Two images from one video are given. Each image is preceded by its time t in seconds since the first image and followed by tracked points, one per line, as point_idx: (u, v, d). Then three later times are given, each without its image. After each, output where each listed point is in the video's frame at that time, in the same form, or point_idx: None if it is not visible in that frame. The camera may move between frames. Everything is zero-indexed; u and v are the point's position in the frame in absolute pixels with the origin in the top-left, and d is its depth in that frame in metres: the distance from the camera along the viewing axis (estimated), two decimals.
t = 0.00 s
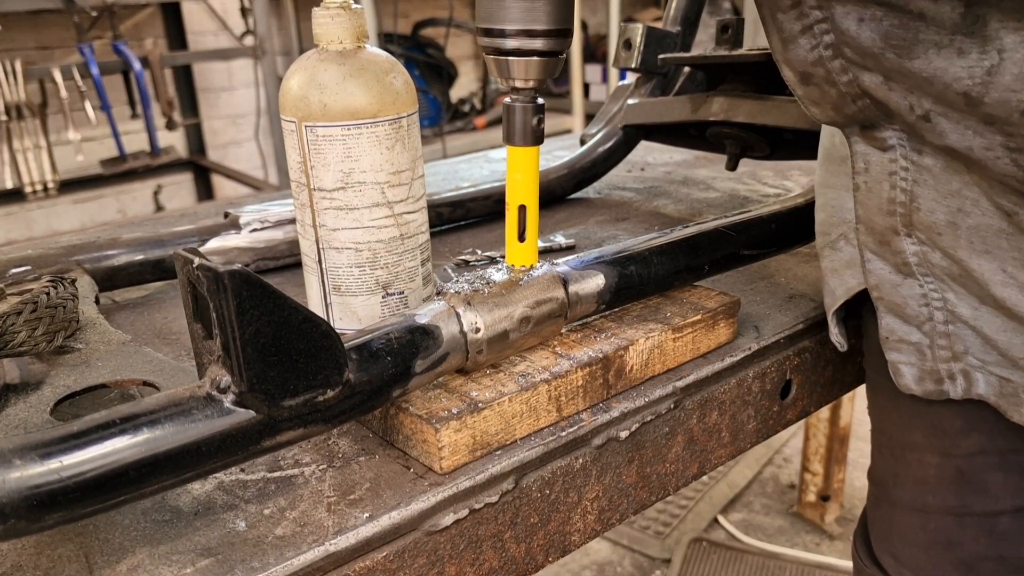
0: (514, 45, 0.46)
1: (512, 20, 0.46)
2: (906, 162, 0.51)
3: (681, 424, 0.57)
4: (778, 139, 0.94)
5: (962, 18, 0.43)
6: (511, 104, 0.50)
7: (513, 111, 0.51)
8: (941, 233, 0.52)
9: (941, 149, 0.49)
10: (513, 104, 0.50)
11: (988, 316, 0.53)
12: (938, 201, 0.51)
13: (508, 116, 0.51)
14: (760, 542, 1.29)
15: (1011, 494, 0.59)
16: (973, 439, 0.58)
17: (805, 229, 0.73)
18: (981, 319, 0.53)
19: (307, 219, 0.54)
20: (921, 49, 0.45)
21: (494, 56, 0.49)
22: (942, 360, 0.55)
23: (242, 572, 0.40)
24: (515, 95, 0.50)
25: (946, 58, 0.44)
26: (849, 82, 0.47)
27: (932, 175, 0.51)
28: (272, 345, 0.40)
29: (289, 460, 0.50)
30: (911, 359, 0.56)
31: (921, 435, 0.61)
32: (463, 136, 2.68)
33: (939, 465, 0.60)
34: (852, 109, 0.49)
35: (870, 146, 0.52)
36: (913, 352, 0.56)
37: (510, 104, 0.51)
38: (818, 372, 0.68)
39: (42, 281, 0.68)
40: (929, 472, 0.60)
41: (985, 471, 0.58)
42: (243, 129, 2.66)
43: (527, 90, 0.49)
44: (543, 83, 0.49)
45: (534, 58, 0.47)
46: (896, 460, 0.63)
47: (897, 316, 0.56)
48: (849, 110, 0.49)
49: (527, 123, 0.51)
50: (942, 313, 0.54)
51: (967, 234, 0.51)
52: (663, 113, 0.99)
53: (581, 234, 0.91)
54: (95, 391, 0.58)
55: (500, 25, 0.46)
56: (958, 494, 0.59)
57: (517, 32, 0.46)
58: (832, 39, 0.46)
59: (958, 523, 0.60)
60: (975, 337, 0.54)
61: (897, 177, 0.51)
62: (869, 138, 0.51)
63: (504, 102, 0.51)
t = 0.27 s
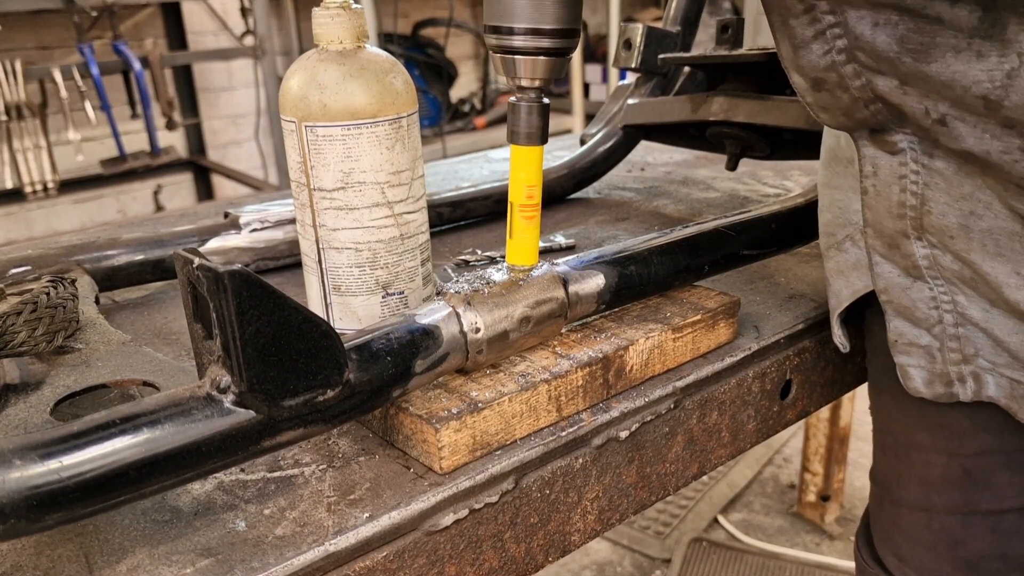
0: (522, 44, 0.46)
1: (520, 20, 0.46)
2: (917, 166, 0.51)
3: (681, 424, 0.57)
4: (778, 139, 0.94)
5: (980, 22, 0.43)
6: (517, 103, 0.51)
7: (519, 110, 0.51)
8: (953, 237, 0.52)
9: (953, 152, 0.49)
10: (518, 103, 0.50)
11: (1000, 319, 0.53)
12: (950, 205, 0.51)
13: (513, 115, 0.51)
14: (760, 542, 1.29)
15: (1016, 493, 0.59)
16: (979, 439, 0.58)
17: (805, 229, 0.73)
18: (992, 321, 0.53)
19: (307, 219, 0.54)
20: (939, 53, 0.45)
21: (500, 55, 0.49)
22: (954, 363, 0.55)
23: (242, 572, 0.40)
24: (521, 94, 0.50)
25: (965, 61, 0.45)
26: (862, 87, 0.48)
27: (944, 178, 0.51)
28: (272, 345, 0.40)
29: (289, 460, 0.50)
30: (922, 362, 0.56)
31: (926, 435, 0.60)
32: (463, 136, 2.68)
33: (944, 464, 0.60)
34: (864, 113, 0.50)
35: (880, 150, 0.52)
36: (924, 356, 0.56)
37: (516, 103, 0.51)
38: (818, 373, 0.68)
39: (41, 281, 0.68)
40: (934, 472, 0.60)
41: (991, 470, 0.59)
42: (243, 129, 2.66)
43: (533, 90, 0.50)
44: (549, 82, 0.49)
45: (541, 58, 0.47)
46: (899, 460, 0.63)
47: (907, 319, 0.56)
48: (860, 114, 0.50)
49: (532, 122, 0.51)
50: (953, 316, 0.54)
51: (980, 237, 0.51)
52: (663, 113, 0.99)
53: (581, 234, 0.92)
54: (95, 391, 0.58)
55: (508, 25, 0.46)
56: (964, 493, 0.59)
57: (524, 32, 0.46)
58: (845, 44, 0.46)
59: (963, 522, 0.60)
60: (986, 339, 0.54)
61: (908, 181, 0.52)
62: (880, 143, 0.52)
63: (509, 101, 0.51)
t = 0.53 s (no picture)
0: (520, 45, 0.46)
1: (518, 21, 0.46)
2: (923, 169, 0.51)
3: (681, 424, 0.57)
4: (778, 139, 0.94)
5: (986, 26, 0.43)
6: (515, 104, 0.50)
7: (517, 112, 0.51)
8: (958, 240, 0.52)
9: (957, 156, 0.49)
10: (516, 104, 0.50)
11: (1005, 322, 0.53)
12: (955, 209, 0.51)
13: (511, 116, 0.51)
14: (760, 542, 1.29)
15: (1013, 494, 0.58)
16: (976, 440, 0.58)
17: (805, 229, 0.73)
18: (998, 324, 0.53)
19: (307, 219, 0.54)
20: (944, 58, 0.45)
21: (498, 56, 0.49)
22: (960, 366, 0.55)
23: (242, 573, 0.40)
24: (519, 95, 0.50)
25: (971, 66, 0.45)
26: (868, 93, 0.49)
27: (949, 182, 0.51)
28: (272, 345, 0.40)
29: (289, 460, 0.50)
30: (927, 365, 0.55)
31: (923, 436, 0.60)
32: (464, 136, 2.68)
33: (940, 465, 0.60)
34: (870, 118, 0.50)
35: (885, 153, 0.52)
36: (929, 359, 0.56)
37: (514, 104, 0.51)
38: (818, 373, 0.68)
39: (41, 281, 0.68)
40: (930, 473, 0.60)
41: (987, 470, 0.58)
42: (243, 129, 2.66)
43: (531, 91, 0.50)
44: (547, 83, 0.49)
45: (539, 58, 0.47)
46: (896, 461, 0.63)
47: (912, 323, 0.55)
48: (866, 119, 0.50)
49: (530, 123, 0.51)
50: (959, 320, 0.54)
51: (985, 241, 0.51)
52: (663, 113, 0.99)
53: (581, 234, 0.92)
54: (95, 391, 0.58)
55: (506, 26, 0.46)
56: (959, 494, 0.59)
57: (522, 32, 0.46)
58: (849, 51, 0.47)
59: (958, 523, 0.60)
60: (992, 342, 0.54)
61: (913, 185, 0.52)
62: (885, 146, 0.52)
63: (507, 102, 0.51)
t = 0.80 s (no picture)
0: (521, 45, 0.46)
1: (518, 21, 0.46)
2: (921, 168, 0.51)
3: (681, 424, 0.57)
4: (778, 140, 0.94)
5: (983, 25, 0.43)
6: (516, 104, 0.50)
7: (518, 113, 0.51)
8: (957, 240, 0.52)
9: (956, 155, 0.49)
10: (517, 105, 0.50)
11: (1005, 322, 0.53)
12: (954, 208, 0.51)
13: (512, 117, 0.51)
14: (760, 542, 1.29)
15: (1014, 492, 0.59)
16: (979, 439, 0.58)
17: (805, 229, 0.73)
18: (997, 324, 0.53)
19: (307, 219, 0.54)
20: (942, 56, 0.45)
21: (499, 57, 0.49)
22: (959, 366, 0.55)
23: (242, 572, 0.40)
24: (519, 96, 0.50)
25: (968, 64, 0.45)
26: (865, 91, 0.48)
27: (947, 181, 0.51)
28: (272, 345, 0.40)
29: (289, 460, 0.50)
30: (927, 365, 0.56)
31: (925, 436, 0.60)
32: (464, 136, 2.68)
33: (943, 465, 0.60)
34: (867, 117, 0.50)
35: (883, 153, 0.52)
36: (929, 359, 0.56)
37: (515, 105, 0.50)
38: (818, 373, 0.68)
39: (41, 281, 0.68)
40: (932, 473, 0.60)
41: (990, 470, 0.59)
42: (243, 129, 2.66)
43: (532, 91, 0.50)
44: (548, 84, 0.49)
45: (540, 59, 0.47)
46: (897, 461, 0.63)
47: (912, 323, 0.56)
48: (864, 118, 0.50)
49: (530, 124, 0.51)
50: (958, 319, 0.54)
51: (984, 239, 0.51)
52: (663, 113, 0.99)
53: (581, 234, 0.92)
54: (95, 391, 0.58)
55: (507, 26, 0.46)
56: (962, 493, 0.59)
57: (523, 32, 0.46)
58: (846, 49, 0.47)
59: (961, 523, 0.60)
60: (991, 342, 0.54)
61: (911, 184, 0.52)
62: (883, 146, 0.52)
63: (507, 103, 0.51)
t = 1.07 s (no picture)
0: (521, 45, 0.46)
1: (519, 21, 0.46)
2: (920, 166, 0.51)
3: (681, 424, 0.57)
4: (778, 140, 0.94)
5: (977, 26, 0.43)
6: (516, 104, 0.50)
7: (518, 112, 0.51)
8: (956, 237, 0.52)
9: (954, 154, 0.49)
10: (516, 105, 0.50)
11: (1004, 320, 0.53)
12: (953, 206, 0.51)
13: (512, 117, 0.51)
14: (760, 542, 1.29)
15: (1019, 491, 0.59)
16: (982, 438, 0.58)
17: (805, 229, 0.73)
18: (996, 321, 0.53)
19: (307, 219, 0.54)
20: (937, 57, 0.45)
21: (499, 56, 0.49)
22: (959, 363, 0.55)
23: (242, 572, 0.40)
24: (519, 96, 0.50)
25: (963, 65, 0.44)
26: (862, 91, 0.48)
27: (946, 179, 0.51)
28: (272, 345, 0.40)
29: (289, 460, 0.50)
30: (927, 361, 0.55)
31: (927, 435, 0.60)
32: (464, 136, 2.68)
33: (947, 463, 0.60)
34: (865, 117, 0.50)
35: (882, 151, 0.52)
36: (929, 356, 0.55)
37: (515, 104, 0.50)
38: (818, 373, 0.68)
39: (41, 281, 0.68)
40: (936, 471, 0.60)
41: (993, 468, 0.59)
42: (243, 129, 2.66)
43: (531, 92, 0.50)
44: (548, 84, 0.49)
45: (540, 59, 0.47)
46: (901, 460, 0.63)
47: (912, 319, 0.55)
48: (862, 118, 0.50)
49: (530, 124, 0.51)
50: (958, 316, 0.54)
51: (983, 236, 0.51)
52: (663, 113, 0.99)
53: (580, 234, 0.92)
54: (95, 391, 0.58)
55: (507, 26, 0.46)
56: (965, 492, 0.59)
57: (524, 32, 0.46)
58: (843, 49, 0.47)
59: (966, 520, 0.60)
60: (991, 340, 0.54)
61: (911, 182, 0.52)
62: (882, 144, 0.52)
63: (508, 102, 0.51)
